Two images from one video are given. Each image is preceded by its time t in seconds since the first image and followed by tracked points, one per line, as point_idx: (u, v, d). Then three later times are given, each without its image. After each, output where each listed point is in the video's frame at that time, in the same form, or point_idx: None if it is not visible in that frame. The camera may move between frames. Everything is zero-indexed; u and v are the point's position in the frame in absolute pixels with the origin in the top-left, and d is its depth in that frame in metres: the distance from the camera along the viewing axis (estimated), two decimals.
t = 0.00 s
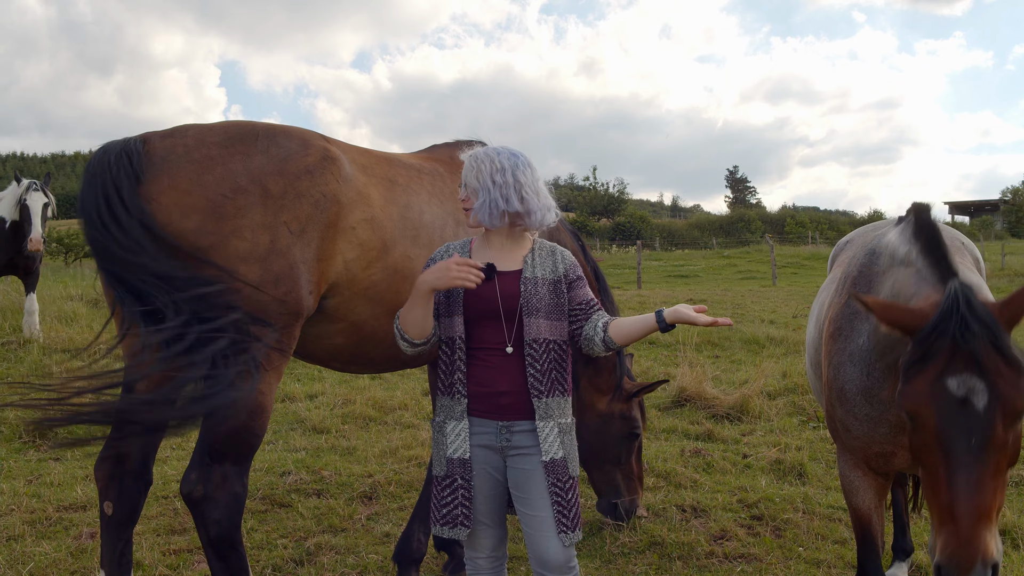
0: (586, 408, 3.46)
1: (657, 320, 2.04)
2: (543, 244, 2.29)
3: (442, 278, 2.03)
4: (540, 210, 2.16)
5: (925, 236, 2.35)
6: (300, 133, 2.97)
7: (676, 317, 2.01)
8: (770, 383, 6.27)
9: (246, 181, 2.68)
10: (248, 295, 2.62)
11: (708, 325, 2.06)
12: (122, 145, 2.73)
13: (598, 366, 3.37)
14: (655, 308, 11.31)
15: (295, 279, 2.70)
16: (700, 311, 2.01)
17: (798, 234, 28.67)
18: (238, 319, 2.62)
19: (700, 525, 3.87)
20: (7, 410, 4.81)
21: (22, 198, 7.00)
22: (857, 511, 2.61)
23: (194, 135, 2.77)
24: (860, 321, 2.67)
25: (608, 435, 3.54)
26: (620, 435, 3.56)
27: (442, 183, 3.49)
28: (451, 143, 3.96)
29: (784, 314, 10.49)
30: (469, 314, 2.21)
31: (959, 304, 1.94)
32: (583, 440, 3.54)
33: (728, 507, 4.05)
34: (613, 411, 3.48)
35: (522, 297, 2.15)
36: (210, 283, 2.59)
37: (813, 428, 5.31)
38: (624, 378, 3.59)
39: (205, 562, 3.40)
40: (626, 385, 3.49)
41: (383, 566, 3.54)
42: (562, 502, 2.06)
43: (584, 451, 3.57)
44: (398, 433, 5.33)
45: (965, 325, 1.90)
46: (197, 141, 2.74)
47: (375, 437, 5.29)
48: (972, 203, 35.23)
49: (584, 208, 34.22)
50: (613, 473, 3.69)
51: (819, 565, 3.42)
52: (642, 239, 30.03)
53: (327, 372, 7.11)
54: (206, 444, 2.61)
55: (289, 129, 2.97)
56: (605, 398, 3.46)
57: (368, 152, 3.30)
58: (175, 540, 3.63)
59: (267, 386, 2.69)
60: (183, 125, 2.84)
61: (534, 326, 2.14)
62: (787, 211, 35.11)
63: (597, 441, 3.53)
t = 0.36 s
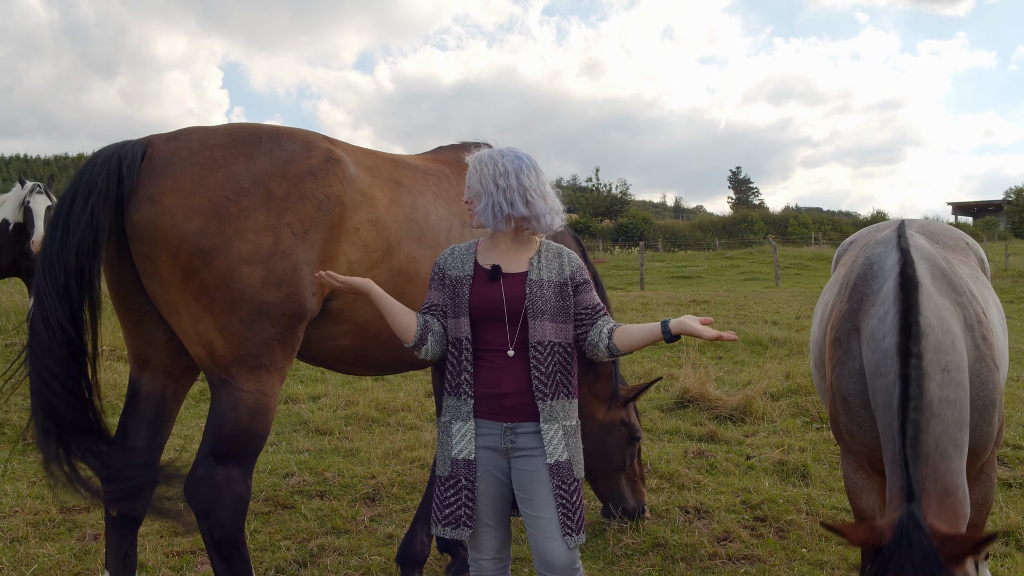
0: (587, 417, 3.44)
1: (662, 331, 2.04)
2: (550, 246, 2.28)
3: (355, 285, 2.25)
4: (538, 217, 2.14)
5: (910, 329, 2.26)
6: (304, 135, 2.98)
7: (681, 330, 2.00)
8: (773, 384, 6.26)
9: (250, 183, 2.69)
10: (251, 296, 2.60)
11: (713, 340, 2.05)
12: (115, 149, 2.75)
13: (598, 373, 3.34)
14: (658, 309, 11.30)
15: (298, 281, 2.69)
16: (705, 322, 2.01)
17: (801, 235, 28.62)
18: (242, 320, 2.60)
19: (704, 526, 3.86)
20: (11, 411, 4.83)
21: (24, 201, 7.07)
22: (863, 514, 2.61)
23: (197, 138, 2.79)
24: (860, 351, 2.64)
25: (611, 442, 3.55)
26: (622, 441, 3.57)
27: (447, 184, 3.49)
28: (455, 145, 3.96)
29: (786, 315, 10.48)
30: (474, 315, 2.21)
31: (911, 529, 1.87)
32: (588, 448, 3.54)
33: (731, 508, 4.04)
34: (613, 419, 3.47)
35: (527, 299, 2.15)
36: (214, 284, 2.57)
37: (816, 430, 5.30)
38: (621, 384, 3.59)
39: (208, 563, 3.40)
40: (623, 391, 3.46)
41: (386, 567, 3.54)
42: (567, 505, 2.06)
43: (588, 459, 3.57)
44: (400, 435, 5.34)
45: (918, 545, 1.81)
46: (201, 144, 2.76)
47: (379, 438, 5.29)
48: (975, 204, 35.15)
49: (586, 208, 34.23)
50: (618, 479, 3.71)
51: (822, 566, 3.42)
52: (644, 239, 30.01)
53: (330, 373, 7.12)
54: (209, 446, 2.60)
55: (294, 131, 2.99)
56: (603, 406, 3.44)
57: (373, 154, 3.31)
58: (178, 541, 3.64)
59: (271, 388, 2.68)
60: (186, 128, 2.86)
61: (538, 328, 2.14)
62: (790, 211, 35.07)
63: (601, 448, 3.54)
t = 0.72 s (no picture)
0: (597, 410, 3.51)
1: (657, 332, 2.04)
2: (551, 249, 2.28)
3: (355, 281, 2.25)
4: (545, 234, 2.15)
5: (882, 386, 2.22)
6: (308, 137, 2.98)
7: (676, 330, 2.00)
8: (772, 385, 6.26)
9: (256, 185, 2.69)
10: (257, 298, 2.60)
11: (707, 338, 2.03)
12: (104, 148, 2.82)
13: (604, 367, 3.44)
14: (656, 310, 11.31)
15: (304, 283, 2.68)
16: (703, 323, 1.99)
17: (799, 236, 28.65)
18: (247, 322, 2.60)
19: (703, 527, 3.86)
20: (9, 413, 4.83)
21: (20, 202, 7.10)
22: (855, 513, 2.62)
23: (203, 139, 2.78)
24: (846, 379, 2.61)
25: (622, 435, 3.53)
26: (632, 434, 3.56)
27: (448, 187, 3.49)
28: (456, 147, 3.96)
29: (785, 316, 10.48)
30: (471, 314, 2.21)
31: None
32: (598, 442, 3.53)
33: (730, 509, 4.04)
34: (625, 410, 3.52)
35: (527, 302, 2.15)
36: (220, 286, 2.57)
37: (815, 430, 5.30)
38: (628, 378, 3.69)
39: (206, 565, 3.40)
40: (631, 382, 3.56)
41: (385, 569, 3.53)
42: (564, 507, 2.06)
43: (598, 453, 3.53)
44: (399, 436, 5.33)
45: None
46: (207, 145, 2.76)
47: (378, 440, 5.29)
48: (974, 204, 35.19)
49: (585, 210, 34.25)
50: (629, 476, 3.61)
51: (821, 567, 3.42)
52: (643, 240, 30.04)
53: (328, 375, 7.12)
54: (211, 447, 2.60)
55: (298, 133, 2.99)
56: (613, 398, 3.52)
57: (375, 156, 3.30)
58: (176, 543, 3.63)
59: (274, 390, 2.68)
60: (191, 130, 2.86)
61: (535, 330, 2.14)
62: (788, 212, 35.09)
63: (612, 440, 3.52)
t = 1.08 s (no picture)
0: (595, 417, 3.50)
1: (652, 337, 2.04)
2: (548, 249, 2.28)
3: (350, 286, 2.25)
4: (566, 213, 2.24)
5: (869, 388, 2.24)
6: (308, 138, 2.98)
7: (672, 336, 2.00)
8: (770, 384, 6.27)
9: (257, 186, 2.69)
10: (258, 298, 2.60)
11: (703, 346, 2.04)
12: (99, 154, 2.85)
13: (604, 374, 3.44)
14: (655, 310, 11.32)
15: (304, 283, 2.68)
16: (698, 329, 1.99)
17: (798, 236, 28.68)
18: (248, 322, 2.59)
19: (701, 527, 3.87)
20: (7, 414, 4.82)
21: (19, 203, 7.22)
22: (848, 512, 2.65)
23: (203, 140, 2.78)
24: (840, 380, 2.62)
25: (620, 443, 3.53)
26: (630, 442, 3.56)
27: (447, 187, 3.49)
28: (455, 147, 3.96)
29: (783, 316, 10.49)
30: (468, 317, 2.21)
31: None
32: (596, 449, 3.51)
33: (728, 509, 4.05)
34: (623, 417, 3.51)
35: (525, 303, 2.15)
36: (221, 286, 2.56)
37: (813, 430, 5.30)
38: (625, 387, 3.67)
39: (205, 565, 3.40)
40: (630, 389, 3.56)
41: (383, 569, 3.53)
42: (562, 508, 2.06)
43: (596, 461, 3.52)
44: (398, 436, 5.33)
45: None
46: (207, 146, 2.75)
47: (376, 440, 5.28)
48: (972, 204, 35.25)
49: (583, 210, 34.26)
50: (627, 484, 3.59)
51: (819, 567, 3.42)
52: (641, 240, 30.05)
53: (326, 375, 7.11)
54: (211, 446, 2.60)
55: (298, 133, 2.99)
56: (611, 405, 3.51)
57: (375, 157, 3.30)
58: (175, 544, 3.63)
59: (275, 390, 2.67)
60: (192, 130, 2.85)
61: (532, 332, 2.14)
62: (787, 212, 35.14)
63: (610, 448, 3.51)
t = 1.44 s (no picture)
0: (594, 406, 3.54)
1: (652, 331, 2.05)
2: (542, 248, 2.29)
3: (347, 292, 2.26)
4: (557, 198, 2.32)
5: (870, 361, 2.26)
6: (304, 139, 2.99)
7: (671, 330, 2.01)
8: (769, 384, 6.28)
9: (251, 186, 2.69)
10: (253, 298, 2.59)
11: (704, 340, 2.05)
12: (99, 155, 2.86)
13: (605, 365, 3.46)
14: (655, 310, 11.32)
15: (299, 283, 2.68)
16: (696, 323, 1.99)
17: (797, 236, 28.67)
18: (243, 322, 2.59)
19: (700, 527, 3.86)
20: (8, 414, 4.84)
21: (18, 204, 7.22)
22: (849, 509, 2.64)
23: (198, 142, 2.79)
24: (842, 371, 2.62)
25: (616, 433, 3.58)
26: (627, 433, 3.60)
27: (445, 187, 3.49)
28: (454, 148, 3.96)
29: (783, 316, 10.49)
30: (467, 318, 2.21)
31: (852, 550, 1.81)
32: (592, 436, 3.58)
33: (727, 509, 4.04)
34: (622, 408, 3.56)
35: (521, 303, 2.15)
36: (216, 287, 2.56)
37: (813, 430, 5.30)
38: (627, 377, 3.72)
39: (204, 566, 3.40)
40: (631, 381, 3.61)
41: (382, 569, 3.53)
42: (564, 507, 2.06)
43: (591, 447, 3.59)
44: (398, 437, 5.33)
45: (853, 570, 1.76)
46: (202, 148, 2.76)
47: (375, 441, 5.28)
48: (972, 203, 35.26)
49: (583, 210, 34.26)
50: (616, 471, 3.67)
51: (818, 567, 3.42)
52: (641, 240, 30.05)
53: (326, 376, 7.11)
54: (208, 446, 2.59)
55: (293, 134, 2.99)
56: (611, 396, 3.56)
57: (372, 157, 3.30)
58: (174, 544, 3.63)
59: (271, 389, 2.67)
60: (187, 132, 2.86)
61: (534, 330, 2.14)
62: (787, 212, 35.14)
63: (606, 437, 3.56)
